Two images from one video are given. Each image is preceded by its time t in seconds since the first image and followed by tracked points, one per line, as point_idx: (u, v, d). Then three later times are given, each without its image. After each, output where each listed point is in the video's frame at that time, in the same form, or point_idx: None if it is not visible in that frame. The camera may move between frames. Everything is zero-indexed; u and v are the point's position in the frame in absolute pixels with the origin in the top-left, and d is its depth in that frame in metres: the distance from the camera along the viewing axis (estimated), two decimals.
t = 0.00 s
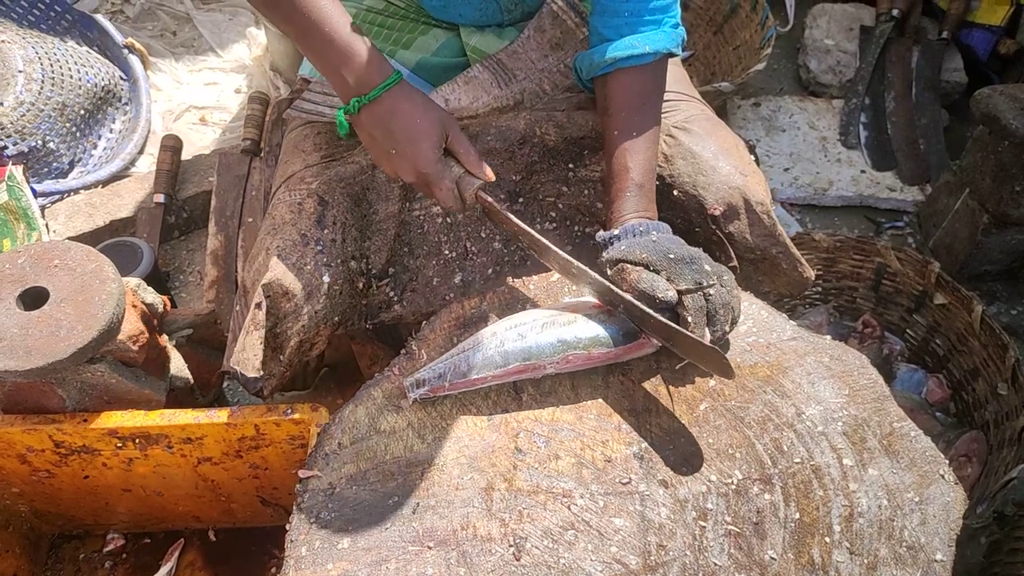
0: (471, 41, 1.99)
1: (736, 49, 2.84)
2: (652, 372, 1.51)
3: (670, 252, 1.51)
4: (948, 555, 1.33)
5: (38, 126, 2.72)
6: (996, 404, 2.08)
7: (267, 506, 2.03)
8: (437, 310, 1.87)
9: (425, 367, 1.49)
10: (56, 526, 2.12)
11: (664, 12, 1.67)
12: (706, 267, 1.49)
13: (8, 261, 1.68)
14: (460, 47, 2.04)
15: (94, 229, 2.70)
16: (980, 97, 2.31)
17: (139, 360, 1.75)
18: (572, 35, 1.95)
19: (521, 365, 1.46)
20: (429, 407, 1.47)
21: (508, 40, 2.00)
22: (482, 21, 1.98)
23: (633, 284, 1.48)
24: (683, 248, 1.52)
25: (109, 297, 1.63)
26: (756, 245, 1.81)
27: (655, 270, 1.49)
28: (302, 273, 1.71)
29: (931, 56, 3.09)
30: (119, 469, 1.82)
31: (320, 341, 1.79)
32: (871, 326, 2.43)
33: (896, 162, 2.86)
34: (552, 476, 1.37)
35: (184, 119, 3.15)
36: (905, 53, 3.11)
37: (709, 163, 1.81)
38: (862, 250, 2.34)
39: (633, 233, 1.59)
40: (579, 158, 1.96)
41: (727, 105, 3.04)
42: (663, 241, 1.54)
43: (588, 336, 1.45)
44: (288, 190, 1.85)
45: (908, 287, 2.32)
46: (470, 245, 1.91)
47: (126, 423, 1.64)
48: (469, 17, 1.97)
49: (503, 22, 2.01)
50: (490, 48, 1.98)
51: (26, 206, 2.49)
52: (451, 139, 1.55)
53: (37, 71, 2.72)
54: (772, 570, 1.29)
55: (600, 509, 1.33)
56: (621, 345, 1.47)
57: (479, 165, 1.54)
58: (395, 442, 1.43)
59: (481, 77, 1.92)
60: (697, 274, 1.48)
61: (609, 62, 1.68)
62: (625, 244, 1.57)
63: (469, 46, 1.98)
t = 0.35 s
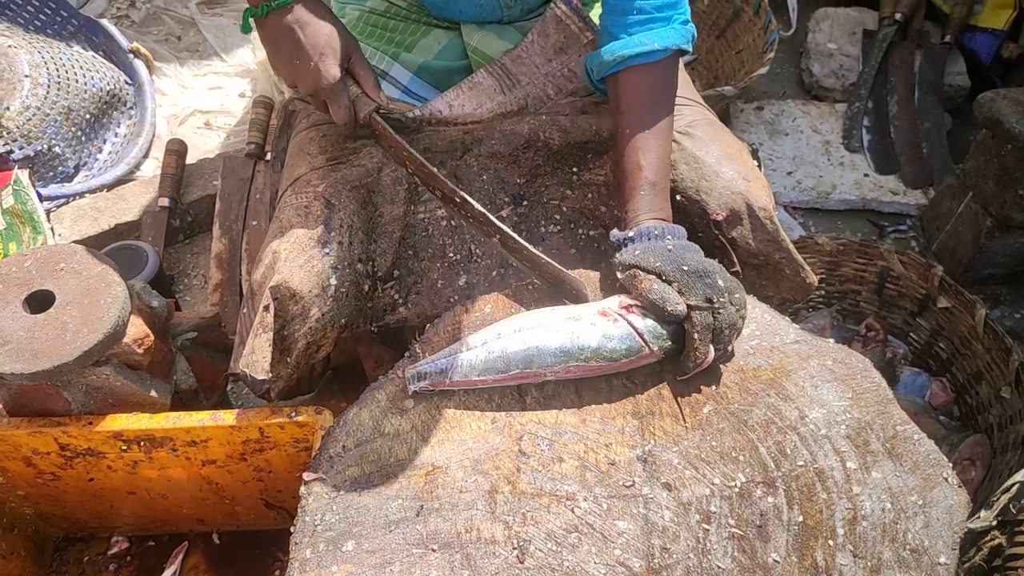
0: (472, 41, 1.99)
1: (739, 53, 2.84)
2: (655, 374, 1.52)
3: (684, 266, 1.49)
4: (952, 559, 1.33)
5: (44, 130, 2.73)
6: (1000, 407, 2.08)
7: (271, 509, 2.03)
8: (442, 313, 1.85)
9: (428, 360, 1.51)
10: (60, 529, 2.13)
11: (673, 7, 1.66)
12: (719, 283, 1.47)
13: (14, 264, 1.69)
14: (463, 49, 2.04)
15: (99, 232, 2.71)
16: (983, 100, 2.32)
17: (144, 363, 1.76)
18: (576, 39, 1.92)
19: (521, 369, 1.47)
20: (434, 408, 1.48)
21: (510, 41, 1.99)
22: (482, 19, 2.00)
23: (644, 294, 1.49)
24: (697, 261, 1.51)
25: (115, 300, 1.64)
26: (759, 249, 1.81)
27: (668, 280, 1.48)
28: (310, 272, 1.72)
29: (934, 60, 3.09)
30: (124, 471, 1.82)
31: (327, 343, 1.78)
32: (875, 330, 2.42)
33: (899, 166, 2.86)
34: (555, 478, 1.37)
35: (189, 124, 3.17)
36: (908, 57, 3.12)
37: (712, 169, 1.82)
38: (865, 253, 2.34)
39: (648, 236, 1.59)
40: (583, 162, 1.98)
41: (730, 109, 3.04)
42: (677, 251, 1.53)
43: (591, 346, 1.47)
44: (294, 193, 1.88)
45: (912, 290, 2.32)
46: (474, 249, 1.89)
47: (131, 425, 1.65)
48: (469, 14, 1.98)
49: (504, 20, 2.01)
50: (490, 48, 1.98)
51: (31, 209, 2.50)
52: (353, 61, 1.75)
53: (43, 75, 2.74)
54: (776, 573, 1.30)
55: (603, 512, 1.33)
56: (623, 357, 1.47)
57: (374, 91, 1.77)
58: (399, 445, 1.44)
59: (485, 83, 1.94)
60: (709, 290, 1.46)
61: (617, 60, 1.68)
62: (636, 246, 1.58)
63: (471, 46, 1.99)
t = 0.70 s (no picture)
0: (473, 33, 1.97)
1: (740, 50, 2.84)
2: (656, 370, 1.52)
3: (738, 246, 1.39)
4: (951, 553, 1.33)
5: (44, 125, 2.73)
6: (1000, 404, 2.08)
7: (271, 503, 2.03)
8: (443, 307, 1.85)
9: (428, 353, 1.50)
10: (60, 523, 2.13)
11: None
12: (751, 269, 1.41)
13: (14, 258, 1.69)
14: (464, 42, 2.02)
15: (100, 227, 2.71)
16: (984, 97, 2.32)
17: (144, 357, 1.76)
18: (576, 33, 1.92)
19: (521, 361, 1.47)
20: (434, 401, 1.48)
21: (511, 33, 1.96)
22: (483, 10, 1.98)
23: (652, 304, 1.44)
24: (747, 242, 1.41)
25: (116, 294, 1.64)
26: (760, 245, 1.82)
27: (716, 252, 1.39)
28: (309, 268, 1.71)
29: (935, 58, 3.09)
30: (124, 465, 1.82)
31: (328, 337, 1.80)
32: (874, 327, 2.42)
33: (900, 163, 2.86)
34: (555, 472, 1.38)
35: (189, 119, 3.16)
36: (909, 54, 3.12)
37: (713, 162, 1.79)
38: (865, 249, 2.33)
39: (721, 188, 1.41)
40: (583, 156, 1.96)
41: (731, 106, 3.04)
42: (738, 226, 1.40)
43: (591, 338, 1.47)
44: (296, 185, 1.88)
45: (912, 287, 2.32)
46: (476, 242, 1.92)
47: (131, 419, 1.65)
48: (470, 4, 1.95)
49: (504, 10, 1.98)
50: (491, 39, 1.95)
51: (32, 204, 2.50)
52: None
53: (43, 70, 2.74)
54: (776, 567, 1.30)
55: (604, 506, 1.34)
56: (623, 349, 1.48)
57: None
58: (400, 439, 1.44)
59: (487, 77, 1.93)
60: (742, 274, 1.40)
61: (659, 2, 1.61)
62: (703, 194, 1.41)
63: (471, 38, 1.96)
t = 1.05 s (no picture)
0: (469, 35, 1.90)
1: (739, 50, 2.85)
2: (656, 372, 1.52)
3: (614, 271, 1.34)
4: (951, 553, 1.33)
5: (44, 126, 2.73)
6: (1000, 404, 2.08)
7: (271, 504, 2.03)
8: (441, 307, 1.90)
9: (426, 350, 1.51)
10: (60, 524, 2.13)
11: None
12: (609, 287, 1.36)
13: (15, 259, 1.69)
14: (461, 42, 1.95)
15: (100, 228, 2.72)
16: (985, 98, 2.31)
17: (144, 357, 1.77)
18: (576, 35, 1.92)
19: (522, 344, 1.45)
20: (434, 401, 1.48)
21: (508, 35, 1.89)
22: (479, 12, 1.90)
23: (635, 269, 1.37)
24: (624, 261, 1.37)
25: (115, 294, 1.63)
26: (760, 246, 1.81)
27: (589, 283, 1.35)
28: (304, 268, 1.74)
29: (935, 58, 3.09)
30: (124, 466, 1.82)
31: (324, 336, 1.83)
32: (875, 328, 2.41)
33: (900, 164, 2.86)
34: (555, 472, 1.38)
35: (189, 120, 3.17)
36: (908, 55, 3.12)
37: (713, 167, 1.82)
38: (865, 249, 2.33)
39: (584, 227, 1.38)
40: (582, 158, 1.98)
41: (730, 107, 3.04)
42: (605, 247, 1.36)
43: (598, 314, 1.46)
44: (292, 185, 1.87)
45: (911, 287, 2.32)
46: (473, 243, 1.96)
47: (131, 419, 1.65)
48: (465, 6, 1.88)
49: (501, 10, 1.91)
50: (488, 41, 1.89)
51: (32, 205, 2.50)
52: None
53: (43, 71, 2.74)
54: (776, 567, 1.30)
55: (604, 506, 1.34)
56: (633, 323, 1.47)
57: None
58: (401, 439, 1.44)
59: (486, 76, 1.91)
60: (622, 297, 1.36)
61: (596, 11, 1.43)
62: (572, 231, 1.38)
63: (467, 41, 1.90)
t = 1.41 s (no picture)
0: (468, 35, 1.97)
1: (739, 50, 2.84)
2: (656, 373, 1.51)
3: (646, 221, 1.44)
4: (952, 554, 1.32)
5: (43, 126, 2.73)
6: (1000, 404, 2.08)
7: (270, 505, 2.03)
8: (438, 307, 1.86)
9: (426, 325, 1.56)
10: (59, 524, 2.13)
11: None
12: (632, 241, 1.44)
13: (13, 259, 1.69)
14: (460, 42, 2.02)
15: (99, 228, 2.71)
16: (984, 98, 2.31)
17: (144, 358, 1.76)
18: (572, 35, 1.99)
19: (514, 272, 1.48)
20: (434, 402, 1.48)
21: (507, 35, 1.97)
22: (478, 12, 1.98)
23: (579, 195, 1.37)
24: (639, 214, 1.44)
25: (114, 295, 1.63)
26: (760, 246, 1.81)
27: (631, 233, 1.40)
28: (300, 268, 1.75)
29: (934, 58, 3.09)
30: (123, 467, 1.82)
31: (320, 336, 1.82)
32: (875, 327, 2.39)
33: (899, 163, 2.86)
34: (556, 473, 1.39)
35: (188, 120, 3.16)
36: (908, 54, 3.12)
37: (709, 166, 1.82)
38: (866, 249, 2.33)
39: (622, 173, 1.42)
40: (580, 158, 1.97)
41: (730, 106, 3.04)
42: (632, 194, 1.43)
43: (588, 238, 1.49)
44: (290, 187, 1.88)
45: (911, 286, 2.32)
46: (471, 243, 1.92)
47: (130, 420, 1.65)
48: (465, 7, 1.96)
49: (499, 11, 1.98)
50: (487, 41, 1.96)
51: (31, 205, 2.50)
52: None
53: (42, 71, 2.73)
54: (776, 568, 1.30)
55: (604, 507, 1.35)
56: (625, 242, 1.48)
57: None
58: (400, 439, 1.43)
59: (483, 75, 1.95)
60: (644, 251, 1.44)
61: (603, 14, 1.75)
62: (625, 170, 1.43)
63: (467, 40, 1.97)
